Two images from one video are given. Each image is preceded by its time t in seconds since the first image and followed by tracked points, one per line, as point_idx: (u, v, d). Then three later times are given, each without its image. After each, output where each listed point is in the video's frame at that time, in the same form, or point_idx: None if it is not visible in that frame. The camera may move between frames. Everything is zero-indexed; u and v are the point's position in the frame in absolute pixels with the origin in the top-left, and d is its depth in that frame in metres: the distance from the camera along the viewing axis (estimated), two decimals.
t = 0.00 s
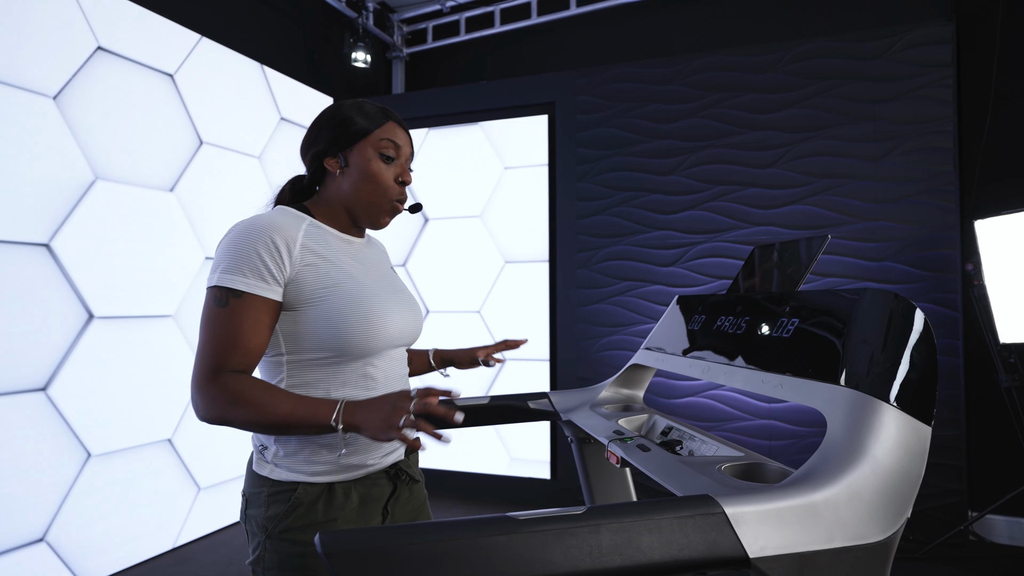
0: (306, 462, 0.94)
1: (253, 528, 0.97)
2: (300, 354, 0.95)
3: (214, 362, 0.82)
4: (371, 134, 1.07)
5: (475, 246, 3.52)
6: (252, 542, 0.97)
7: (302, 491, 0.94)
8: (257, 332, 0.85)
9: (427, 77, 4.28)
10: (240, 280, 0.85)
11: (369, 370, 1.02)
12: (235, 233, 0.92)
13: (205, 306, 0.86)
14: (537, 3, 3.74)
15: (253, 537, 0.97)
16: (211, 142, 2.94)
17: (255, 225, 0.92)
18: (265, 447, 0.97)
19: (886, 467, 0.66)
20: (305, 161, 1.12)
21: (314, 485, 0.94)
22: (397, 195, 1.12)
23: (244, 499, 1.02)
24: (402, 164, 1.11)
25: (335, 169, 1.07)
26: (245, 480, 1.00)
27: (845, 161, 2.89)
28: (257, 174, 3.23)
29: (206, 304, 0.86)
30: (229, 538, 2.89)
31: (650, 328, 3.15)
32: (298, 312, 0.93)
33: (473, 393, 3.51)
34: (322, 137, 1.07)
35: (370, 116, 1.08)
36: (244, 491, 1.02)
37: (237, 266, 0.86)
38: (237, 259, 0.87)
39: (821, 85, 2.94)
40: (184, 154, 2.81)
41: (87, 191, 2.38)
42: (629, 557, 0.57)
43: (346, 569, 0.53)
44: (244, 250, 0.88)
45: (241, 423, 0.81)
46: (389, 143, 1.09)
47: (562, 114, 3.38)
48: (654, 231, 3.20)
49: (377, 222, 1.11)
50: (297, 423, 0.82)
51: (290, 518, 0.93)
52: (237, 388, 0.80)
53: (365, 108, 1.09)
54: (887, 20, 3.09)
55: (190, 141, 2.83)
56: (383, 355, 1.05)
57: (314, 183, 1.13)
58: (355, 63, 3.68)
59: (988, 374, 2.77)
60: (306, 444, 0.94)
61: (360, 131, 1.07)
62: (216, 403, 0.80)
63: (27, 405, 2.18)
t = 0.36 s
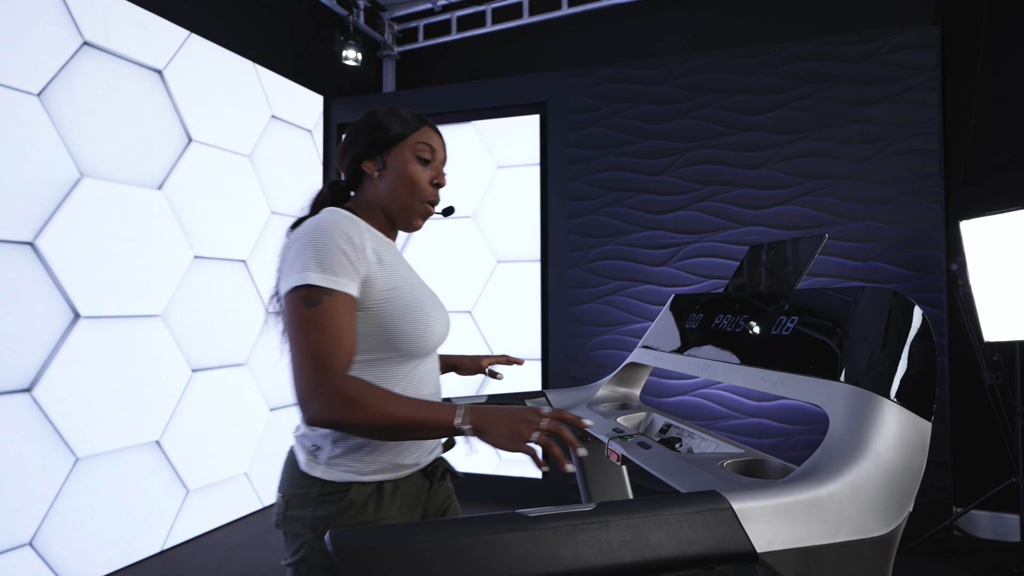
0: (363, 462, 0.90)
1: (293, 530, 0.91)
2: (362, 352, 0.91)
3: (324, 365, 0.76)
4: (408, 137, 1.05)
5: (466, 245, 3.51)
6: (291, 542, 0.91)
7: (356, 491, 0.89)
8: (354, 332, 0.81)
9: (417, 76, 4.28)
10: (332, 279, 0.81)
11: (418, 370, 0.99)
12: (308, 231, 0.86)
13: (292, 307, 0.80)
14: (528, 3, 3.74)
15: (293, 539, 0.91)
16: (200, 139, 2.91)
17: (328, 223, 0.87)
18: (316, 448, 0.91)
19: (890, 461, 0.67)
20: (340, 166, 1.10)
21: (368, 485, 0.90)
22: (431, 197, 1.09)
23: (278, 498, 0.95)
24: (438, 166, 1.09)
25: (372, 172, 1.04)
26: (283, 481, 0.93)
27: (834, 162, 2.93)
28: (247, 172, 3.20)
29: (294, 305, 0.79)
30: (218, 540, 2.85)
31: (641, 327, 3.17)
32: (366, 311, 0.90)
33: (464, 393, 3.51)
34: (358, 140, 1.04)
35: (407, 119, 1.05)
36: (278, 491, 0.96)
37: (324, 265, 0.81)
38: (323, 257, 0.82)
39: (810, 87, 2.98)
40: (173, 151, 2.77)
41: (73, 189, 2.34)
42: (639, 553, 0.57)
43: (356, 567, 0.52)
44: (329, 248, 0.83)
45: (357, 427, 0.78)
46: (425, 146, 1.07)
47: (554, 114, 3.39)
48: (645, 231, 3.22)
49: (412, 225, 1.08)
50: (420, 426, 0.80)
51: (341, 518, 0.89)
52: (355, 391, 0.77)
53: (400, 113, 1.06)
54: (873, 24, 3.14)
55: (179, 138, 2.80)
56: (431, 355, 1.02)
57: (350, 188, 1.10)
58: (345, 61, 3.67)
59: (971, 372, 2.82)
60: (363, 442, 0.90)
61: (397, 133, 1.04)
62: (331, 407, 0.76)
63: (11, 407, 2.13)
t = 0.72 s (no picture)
0: (421, 432, 0.92)
1: (350, 497, 0.93)
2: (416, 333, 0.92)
3: (402, 337, 0.78)
4: (451, 125, 1.04)
5: (456, 245, 3.51)
6: (345, 509, 0.93)
7: (413, 461, 0.90)
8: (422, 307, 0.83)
9: (407, 75, 4.26)
10: (395, 258, 0.83)
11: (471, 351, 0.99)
12: (367, 218, 0.89)
13: (361, 289, 0.82)
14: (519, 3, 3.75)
15: (349, 506, 0.93)
16: (187, 137, 2.87)
17: (385, 209, 0.90)
18: (377, 418, 0.93)
19: (886, 454, 0.69)
20: (389, 162, 1.11)
21: (424, 456, 0.92)
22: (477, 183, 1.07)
23: (334, 468, 0.97)
24: (479, 154, 1.08)
25: (418, 162, 1.04)
26: (343, 449, 0.96)
27: (820, 164, 2.97)
28: (236, 171, 3.17)
29: (363, 286, 0.81)
30: (204, 543, 2.82)
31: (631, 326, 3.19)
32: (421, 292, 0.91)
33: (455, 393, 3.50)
34: (405, 132, 1.05)
35: (449, 110, 1.05)
36: (334, 461, 0.97)
37: (384, 245, 0.83)
38: (384, 238, 0.84)
39: (797, 89, 3.02)
40: (160, 149, 2.74)
41: (56, 186, 2.30)
42: (645, 546, 0.58)
43: (363, 562, 0.52)
44: (388, 230, 0.85)
45: (439, 391, 0.79)
46: (467, 134, 1.06)
47: (544, 114, 3.39)
48: (634, 231, 3.24)
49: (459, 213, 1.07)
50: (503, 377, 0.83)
51: (397, 486, 0.90)
52: (434, 354, 0.78)
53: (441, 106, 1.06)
54: (858, 28, 3.20)
55: (166, 136, 2.77)
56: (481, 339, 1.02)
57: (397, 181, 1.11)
58: (334, 59, 3.65)
59: (952, 370, 2.88)
60: (423, 413, 0.92)
61: (439, 123, 1.04)
62: (414, 374, 0.77)
63: None
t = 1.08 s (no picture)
0: (389, 418, 0.92)
1: (333, 474, 0.97)
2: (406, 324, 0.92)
3: (367, 326, 0.82)
4: (459, 130, 1.07)
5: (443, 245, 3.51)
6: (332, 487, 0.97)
7: (381, 445, 0.91)
8: (398, 300, 0.86)
9: (394, 74, 4.25)
10: (379, 246, 0.86)
11: (460, 350, 0.97)
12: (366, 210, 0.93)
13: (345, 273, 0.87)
14: (507, 4, 3.75)
15: (332, 484, 0.97)
16: (172, 133, 2.84)
17: (384, 203, 0.94)
18: (357, 401, 0.97)
19: (875, 446, 0.71)
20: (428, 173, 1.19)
21: (392, 441, 0.92)
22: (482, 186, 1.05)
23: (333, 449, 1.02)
24: (486, 154, 1.06)
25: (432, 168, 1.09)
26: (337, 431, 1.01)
27: (803, 166, 3.02)
28: (222, 169, 3.14)
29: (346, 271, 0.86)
30: (188, 546, 2.78)
31: (618, 325, 3.22)
32: (411, 284, 0.92)
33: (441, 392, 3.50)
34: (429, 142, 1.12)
35: (463, 115, 1.08)
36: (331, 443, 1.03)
37: (372, 233, 0.87)
38: (374, 227, 0.88)
39: (781, 92, 3.06)
40: (144, 146, 2.70)
41: (36, 183, 2.26)
42: (646, 539, 0.59)
43: (371, 555, 0.53)
44: (380, 220, 0.89)
45: (394, 385, 0.83)
46: (474, 136, 1.06)
47: (532, 114, 3.41)
48: (621, 231, 3.27)
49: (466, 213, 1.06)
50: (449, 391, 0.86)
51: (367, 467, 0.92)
52: (393, 348, 0.82)
53: (458, 111, 1.09)
54: (839, 32, 3.26)
55: (150, 133, 2.73)
56: (478, 341, 1.00)
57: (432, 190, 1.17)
58: (321, 57, 3.63)
59: (929, 368, 2.95)
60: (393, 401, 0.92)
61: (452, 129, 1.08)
62: (371, 364, 0.81)
63: None
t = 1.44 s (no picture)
0: (393, 415, 0.93)
1: (340, 472, 0.98)
2: (395, 328, 0.93)
3: (346, 334, 0.83)
4: (448, 126, 1.07)
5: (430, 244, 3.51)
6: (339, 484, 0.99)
7: (385, 443, 0.92)
8: (381, 308, 0.87)
9: (380, 72, 4.23)
10: (357, 259, 0.87)
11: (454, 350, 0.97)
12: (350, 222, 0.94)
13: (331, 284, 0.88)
14: (494, 4, 3.76)
15: (338, 481, 0.98)
16: (155, 130, 2.80)
17: (366, 212, 0.94)
18: (362, 401, 0.98)
19: (866, 439, 0.73)
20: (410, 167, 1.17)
21: (396, 439, 0.93)
22: (478, 179, 1.06)
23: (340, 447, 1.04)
24: (479, 149, 1.07)
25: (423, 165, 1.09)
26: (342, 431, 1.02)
27: (785, 168, 3.08)
28: (206, 166, 3.10)
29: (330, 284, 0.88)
30: (171, 549, 2.74)
31: (604, 325, 3.25)
32: (396, 290, 0.92)
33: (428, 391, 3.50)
34: (416, 138, 1.11)
35: (451, 110, 1.08)
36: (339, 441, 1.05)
37: (352, 247, 0.88)
38: (354, 240, 0.89)
39: (764, 95, 3.12)
40: (127, 142, 2.66)
41: (14, 179, 2.20)
42: (648, 530, 0.60)
43: (383, 547, 0.53)
44: (360, 232, 0.89)
45: (374, 390, 0.82)
46: (465, 131, 1.06)
47: (519, 114, 3.42)
48: (608, 231, 3.29)
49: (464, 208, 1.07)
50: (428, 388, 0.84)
51: (372, 463, 0.93)
52: (371, 353, 0.82)
53: (444, 106, 1.09)
54: (821, 37, 3.32)
55: (133, 128, 2.69)
56: (471, 340, 0.99)
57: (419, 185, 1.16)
58: (307, 54, 3.61)
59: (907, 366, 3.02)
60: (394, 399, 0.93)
61: (441, 124, 1.07)
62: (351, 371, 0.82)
63: None
